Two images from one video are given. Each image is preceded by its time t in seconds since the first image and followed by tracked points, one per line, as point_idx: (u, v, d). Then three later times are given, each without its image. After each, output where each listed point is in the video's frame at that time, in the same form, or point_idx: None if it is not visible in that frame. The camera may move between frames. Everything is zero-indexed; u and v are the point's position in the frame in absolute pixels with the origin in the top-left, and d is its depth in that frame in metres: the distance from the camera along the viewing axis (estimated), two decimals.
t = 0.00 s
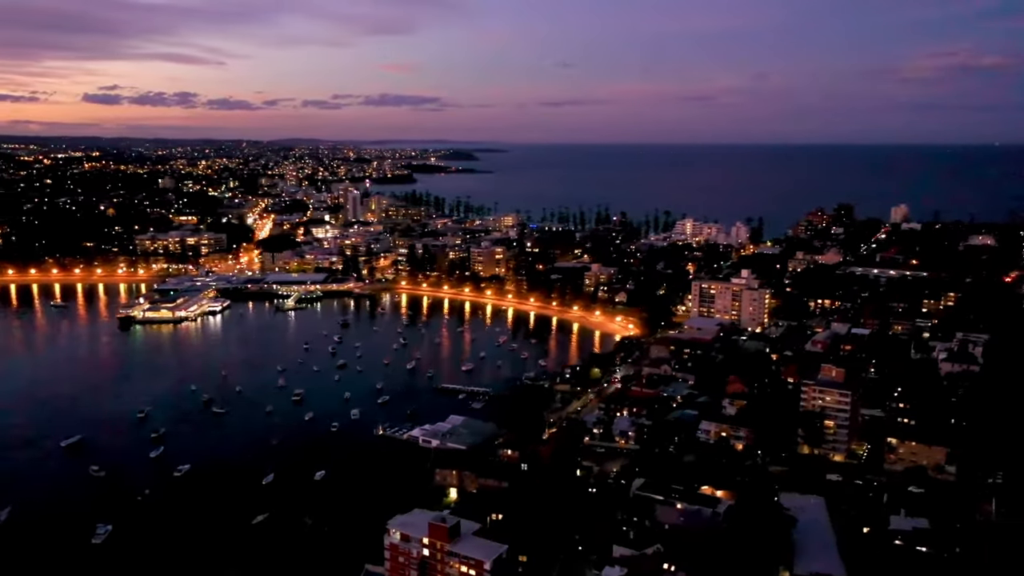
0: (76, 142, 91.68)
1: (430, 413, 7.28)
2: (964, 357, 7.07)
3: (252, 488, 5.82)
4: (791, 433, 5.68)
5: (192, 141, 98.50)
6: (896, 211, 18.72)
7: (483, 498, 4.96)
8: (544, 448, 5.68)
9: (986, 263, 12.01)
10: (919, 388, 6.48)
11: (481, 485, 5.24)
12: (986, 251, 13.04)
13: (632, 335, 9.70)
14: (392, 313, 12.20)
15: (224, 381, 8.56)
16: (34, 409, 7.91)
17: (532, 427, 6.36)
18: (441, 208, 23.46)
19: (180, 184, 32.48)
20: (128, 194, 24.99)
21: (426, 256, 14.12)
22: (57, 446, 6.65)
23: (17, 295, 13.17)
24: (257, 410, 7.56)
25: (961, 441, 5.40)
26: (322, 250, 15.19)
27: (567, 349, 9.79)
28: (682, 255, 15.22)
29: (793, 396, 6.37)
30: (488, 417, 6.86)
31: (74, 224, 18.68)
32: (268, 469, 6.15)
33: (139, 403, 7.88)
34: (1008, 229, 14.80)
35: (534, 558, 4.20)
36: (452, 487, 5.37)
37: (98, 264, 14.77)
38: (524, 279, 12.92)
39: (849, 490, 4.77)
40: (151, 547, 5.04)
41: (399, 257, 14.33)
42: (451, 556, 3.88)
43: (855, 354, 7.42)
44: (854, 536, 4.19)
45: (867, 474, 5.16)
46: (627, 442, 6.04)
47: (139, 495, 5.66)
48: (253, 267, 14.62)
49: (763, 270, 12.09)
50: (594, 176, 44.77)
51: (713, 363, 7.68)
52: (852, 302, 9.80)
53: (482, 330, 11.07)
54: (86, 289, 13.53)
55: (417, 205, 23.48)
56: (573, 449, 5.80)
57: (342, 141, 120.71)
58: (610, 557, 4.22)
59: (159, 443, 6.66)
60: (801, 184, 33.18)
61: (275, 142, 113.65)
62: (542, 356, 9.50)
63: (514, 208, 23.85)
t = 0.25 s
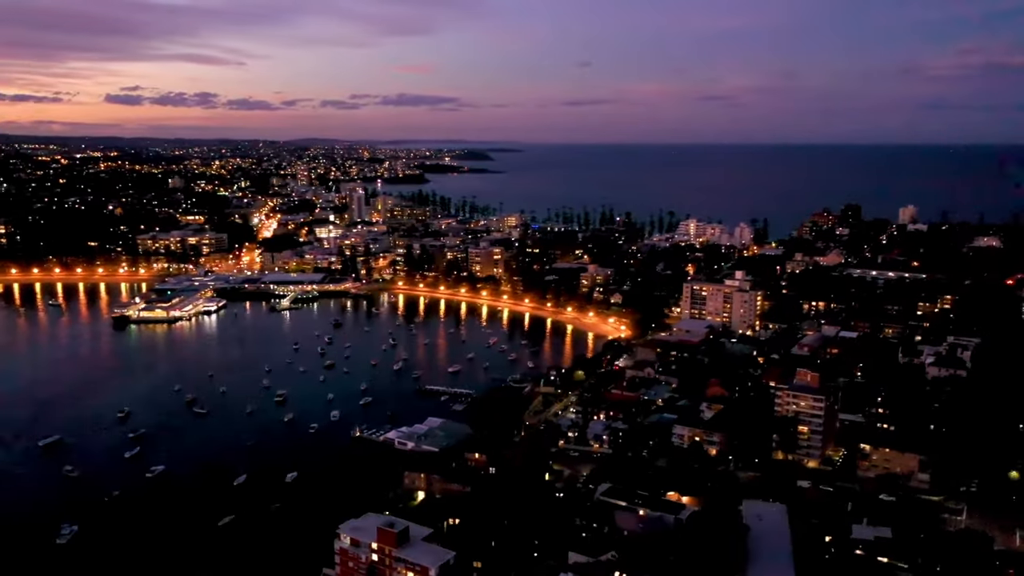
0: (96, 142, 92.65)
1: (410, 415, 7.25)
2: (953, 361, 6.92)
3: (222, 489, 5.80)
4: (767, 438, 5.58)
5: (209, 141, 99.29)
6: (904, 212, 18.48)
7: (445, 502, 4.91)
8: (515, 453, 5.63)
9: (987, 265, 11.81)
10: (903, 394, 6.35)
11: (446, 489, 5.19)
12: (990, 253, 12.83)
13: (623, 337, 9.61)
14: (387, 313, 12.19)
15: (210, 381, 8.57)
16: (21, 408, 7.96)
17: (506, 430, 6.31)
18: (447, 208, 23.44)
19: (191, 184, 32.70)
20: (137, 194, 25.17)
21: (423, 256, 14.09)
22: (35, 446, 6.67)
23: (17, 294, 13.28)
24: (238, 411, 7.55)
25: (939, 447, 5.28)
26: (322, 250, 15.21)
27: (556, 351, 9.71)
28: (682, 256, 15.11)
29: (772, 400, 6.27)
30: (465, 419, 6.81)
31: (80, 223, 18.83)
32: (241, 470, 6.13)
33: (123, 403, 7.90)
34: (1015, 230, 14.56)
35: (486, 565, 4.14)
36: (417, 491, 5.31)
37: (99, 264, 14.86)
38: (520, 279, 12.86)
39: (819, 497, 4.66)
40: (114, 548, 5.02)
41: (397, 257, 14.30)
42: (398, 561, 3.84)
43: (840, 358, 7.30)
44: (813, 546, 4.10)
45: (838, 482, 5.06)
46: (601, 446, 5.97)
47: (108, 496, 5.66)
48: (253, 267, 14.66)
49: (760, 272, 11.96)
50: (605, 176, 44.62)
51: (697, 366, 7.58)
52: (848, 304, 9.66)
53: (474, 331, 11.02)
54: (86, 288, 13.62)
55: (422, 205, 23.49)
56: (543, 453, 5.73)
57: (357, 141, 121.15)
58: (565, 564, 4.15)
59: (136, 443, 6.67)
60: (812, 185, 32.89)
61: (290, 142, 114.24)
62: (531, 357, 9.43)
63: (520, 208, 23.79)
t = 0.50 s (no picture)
0: (115, 142, 93.61)
1: (390, 417, 7.22)
2: (940, 366, 6.79)
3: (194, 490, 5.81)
4: (740, 443, 5.49)
5: (226, 142, 100.08)
6: (912, 214, 18.22)
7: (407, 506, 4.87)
8: (485, 456, 5.58)
9: (991, 268, 11.61)
10: (886, 399, 6.24)
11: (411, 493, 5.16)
12: (995, 255, 12.61)
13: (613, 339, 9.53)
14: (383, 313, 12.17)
15: (197, 382, 8.59)
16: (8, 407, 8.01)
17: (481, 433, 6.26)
18: (453, 209, 23.43)
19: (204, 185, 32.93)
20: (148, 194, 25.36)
21: (422, 256, 14.06)
22: (16, 445, 6.71)
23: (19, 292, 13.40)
24: (221, 412, 7.56)
25: (914, 453, 5.17)
26: (322, 250, 15.22)
27: (546, 352, 9.64)
28: (684, 257, 14.98)
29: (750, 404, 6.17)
30: (443, 421, 6.77)
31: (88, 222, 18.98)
32: (215, 471, 6.13)
33: (108, 403, 7.93)
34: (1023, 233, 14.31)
35: (438, 570, 4.09)
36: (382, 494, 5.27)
37: (102, 263, 14.96)
38: (517, 280, 12.80)
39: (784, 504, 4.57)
40: (79, 547, 5.03)
41: (396, 257, 14.28)
42: (345, 567, 3.80)
43: (826, 362, 7.19)
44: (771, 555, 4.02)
45: (809, 489, 4.97)
46: (575, 450, 5.91)
47: (80, 496, 5.67)
48: (253, 267, 14.69)
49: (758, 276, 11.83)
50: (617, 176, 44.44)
51: (681, 369, 7.49)
52: (842, 307, 9.52)
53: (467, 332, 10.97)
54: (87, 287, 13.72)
55: (429, 205, 23.48)
56: (514, 457, 5.68)
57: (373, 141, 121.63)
58: (519, 570, 4.10)
59: (115, 444, 6.70)
60: (824, 185, 32.58)
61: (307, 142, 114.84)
62: (520, 358, 9.36)
63: (526, 208, 23.72)
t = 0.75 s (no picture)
0: (136, 142, 94.61)
1: (365, 417, 7.20)
2: (922, 371, 6.64)
3: (159, 489, 5.82)
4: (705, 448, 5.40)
5: (245, 142, 100.74)
6: (922, 215, 17.91)
7: (360, 508, 4.85)
8: (447, 460, 5.54)
9: (994, 271, 11.35)
10: (862, 405, 6.11)
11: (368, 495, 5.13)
12: (1000, 257, 12.34)
13: (600, 341, 9.43)
14: (377, 313, 12.15)
15: (181, 381, 8.62)
16: None
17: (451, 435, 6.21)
18: (460, 208, 23.39)
19: (216, 184, 33.16)
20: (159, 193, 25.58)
21: (419, 256, 14.03)
22: None
23: (21, 289, 13.55)
24: (199, 411, 7.58)
25: (881, 461, 5.05)
26: (321, 250, 15.22)
27: (533, 353, 9.56)
28: (684, 258, 14.83)
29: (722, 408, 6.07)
30: (415, 422, 6.73)
31: (95, 221, 19.16)
32: (183, 471, 6.14)
33: (90, 400, 7.98)
34: None
35: None
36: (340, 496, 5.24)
37: (104, 259, 15.06)
38: (512, 280, 12.73)
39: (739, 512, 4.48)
40: (36, 544, 5.04)
41: (393, 256, 14.26)
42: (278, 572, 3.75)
43: (807, 367, 7.06)
44: (716, 566, 3.94)
45: (769, 497, 4.86)
46: (541, 453, 5.85)
47: (46, 494, 5.70)
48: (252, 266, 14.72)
49: (754, 279, 11.67)
50: (630, 177, 44.20)
51: (660, 372, 7.39)
52: (834, 309, 9.37)
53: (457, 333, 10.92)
54: (88, 285, 13.84)
55: (435, 206, 23.46)
56: (477, 460, 5.63)
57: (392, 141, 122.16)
58: None
59: (89, 442, 6.73)
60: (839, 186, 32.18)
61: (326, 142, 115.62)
62: (505, 359, 9.29)
63: (533, 208, 23.64)
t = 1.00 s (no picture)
0: (154, 142, 95.48)
1: (343, 418, 7.17)
2: (907, 376, 6.51)
3: (129, 489, 5.81)
4: (675, 453, 5.30)
5: (261, 142, 101.43)
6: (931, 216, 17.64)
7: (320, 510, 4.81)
8: (414, 462, 5.48)
9: (996, 272, 11.14)
10: (841, 409, 5.99)
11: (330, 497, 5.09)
12: (1004, 259, 12.11)
13: (589, 342, 9.34)
14: (372, 313, 12.14)
15: (167, 380, 8.64)
16: None
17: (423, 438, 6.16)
18: (465, 208, 23.35)
19: (228, 185, 33.39)
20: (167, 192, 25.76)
21: (417, 256, 14.00)
22: None
23: (22, 287, 13.66)
24: (180, 411, 7.58)
25: (853, 469, 4.94)
26: (321, 249, 15.24)
27: (521, 355, 9.49)
28: (685, 258, 14.70)
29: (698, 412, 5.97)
30: (391, 424, 6.69)
31: (101, 219, 19.32)
32: (155, 471, 6.13)
33: (75, 398, 8.01)
34: None
35: None
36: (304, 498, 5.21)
37: (106, 257, 15.17)
38: (508, 281, 12.66)
39: (701, 521, 4.39)
40: None
41: (391, 257, 14.23)
42: None
43: (791, 372, 6.94)
44: None
45: (736, 503, 4.76)
46: (512, 456, 5.78)
47: (16, 494, 5.71)
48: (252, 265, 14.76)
49: (752, 280, 11.52)
50: (641, 177, 44.00)
51: (643, 374, 7.30)
52: (827, 311, 9.21)
53: (449, 333, 10.87)
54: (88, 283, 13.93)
55: (440, 206, 23.44)
56: (445, 462, 5.58)
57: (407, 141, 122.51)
58: None
59: (67, 441, 6.75)
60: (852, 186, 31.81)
61: (342, 142, 116.17)
62: (492, 360, 9.22)
63: (539, 208, 23.57)
